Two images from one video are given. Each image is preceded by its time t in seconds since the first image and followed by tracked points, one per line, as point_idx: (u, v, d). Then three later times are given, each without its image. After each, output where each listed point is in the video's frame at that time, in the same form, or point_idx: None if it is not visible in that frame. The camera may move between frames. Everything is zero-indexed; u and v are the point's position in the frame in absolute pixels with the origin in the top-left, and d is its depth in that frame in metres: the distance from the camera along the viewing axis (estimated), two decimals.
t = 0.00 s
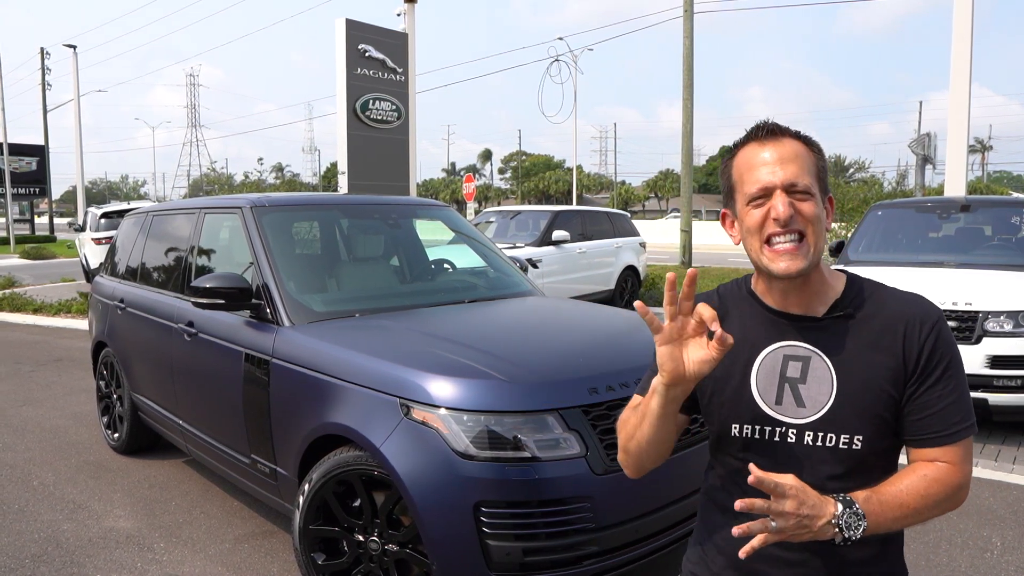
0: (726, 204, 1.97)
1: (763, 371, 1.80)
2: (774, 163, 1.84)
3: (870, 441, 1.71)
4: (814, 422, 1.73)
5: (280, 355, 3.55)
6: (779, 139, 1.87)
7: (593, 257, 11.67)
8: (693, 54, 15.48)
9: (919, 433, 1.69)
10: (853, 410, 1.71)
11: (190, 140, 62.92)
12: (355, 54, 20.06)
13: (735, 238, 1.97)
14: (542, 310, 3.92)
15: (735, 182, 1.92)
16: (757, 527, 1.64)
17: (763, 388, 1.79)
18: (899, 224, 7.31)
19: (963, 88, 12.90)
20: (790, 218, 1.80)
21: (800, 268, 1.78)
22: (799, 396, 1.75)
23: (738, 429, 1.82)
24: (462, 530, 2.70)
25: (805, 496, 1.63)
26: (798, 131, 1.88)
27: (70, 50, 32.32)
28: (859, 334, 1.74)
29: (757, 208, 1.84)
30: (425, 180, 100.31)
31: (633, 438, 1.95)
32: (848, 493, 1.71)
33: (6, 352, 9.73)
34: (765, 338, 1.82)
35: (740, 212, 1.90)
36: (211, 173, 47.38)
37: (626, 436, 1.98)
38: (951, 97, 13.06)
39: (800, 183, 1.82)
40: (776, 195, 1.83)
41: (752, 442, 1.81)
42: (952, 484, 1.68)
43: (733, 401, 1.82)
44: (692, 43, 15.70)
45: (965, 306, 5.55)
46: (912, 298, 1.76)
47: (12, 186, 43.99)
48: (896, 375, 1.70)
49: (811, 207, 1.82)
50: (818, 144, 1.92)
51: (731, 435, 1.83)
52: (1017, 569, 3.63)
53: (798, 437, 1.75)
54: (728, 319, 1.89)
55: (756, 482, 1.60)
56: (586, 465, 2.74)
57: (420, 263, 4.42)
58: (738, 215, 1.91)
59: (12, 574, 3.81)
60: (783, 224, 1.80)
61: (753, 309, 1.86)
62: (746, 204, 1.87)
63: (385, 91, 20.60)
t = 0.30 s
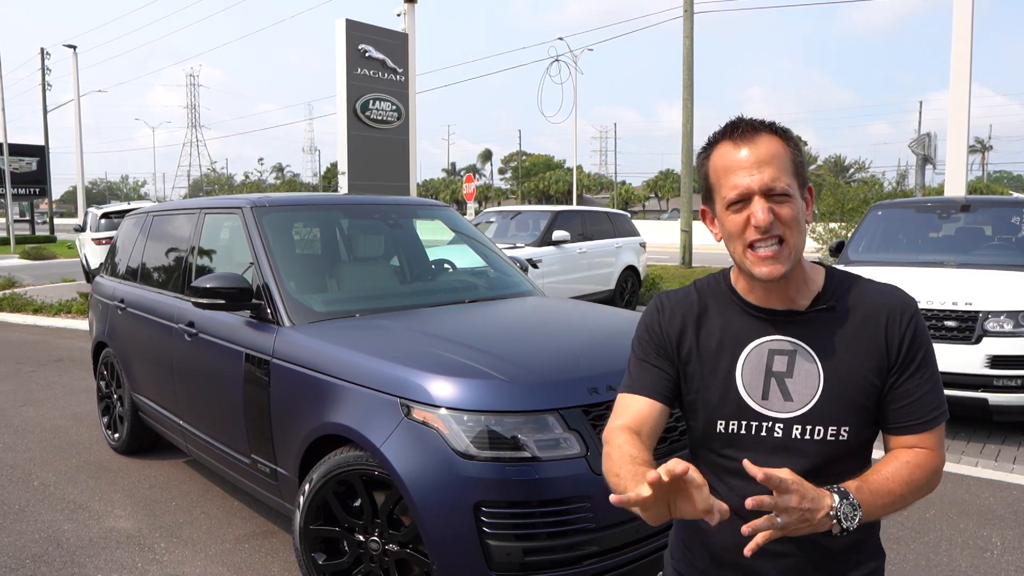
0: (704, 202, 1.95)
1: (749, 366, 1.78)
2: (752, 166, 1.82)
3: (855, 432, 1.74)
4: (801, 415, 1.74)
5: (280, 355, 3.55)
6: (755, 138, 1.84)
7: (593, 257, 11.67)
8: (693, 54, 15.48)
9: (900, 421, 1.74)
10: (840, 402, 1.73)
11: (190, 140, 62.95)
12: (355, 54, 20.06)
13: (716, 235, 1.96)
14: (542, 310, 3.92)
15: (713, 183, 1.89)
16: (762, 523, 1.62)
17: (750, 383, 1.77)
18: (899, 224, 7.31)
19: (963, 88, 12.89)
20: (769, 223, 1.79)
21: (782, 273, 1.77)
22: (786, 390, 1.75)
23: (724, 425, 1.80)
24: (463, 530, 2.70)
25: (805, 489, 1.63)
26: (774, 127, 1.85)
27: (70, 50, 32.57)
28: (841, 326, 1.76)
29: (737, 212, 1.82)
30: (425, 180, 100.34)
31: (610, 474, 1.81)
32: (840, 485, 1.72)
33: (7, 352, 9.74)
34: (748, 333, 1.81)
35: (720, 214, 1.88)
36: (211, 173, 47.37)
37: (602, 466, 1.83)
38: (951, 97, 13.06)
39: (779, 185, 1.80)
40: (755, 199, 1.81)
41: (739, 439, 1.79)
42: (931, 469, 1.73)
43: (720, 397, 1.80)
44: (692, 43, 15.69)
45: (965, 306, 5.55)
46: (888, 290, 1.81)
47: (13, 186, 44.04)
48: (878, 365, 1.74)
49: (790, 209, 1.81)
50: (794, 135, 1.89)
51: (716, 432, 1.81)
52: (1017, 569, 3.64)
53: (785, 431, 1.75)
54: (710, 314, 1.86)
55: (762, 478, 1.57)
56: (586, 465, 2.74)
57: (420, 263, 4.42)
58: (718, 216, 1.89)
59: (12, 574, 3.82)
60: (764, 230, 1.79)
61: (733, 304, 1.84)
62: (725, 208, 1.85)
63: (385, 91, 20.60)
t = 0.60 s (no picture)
0: (689, 213, 1.94)
1: (734, 373, 1.78)
2: (733, 178, 1.82)
3: (842, 437, 1.74)
4: (788, 422, 1.74)
5: (280, 356, 3.55)
6: (738, 149, 1.84)
7: (593, 257, 11.67)
8: (693, 54, 15.49)
9: (886, 425, 1.74)
10: (825, 408, 1.73)
11: (190, 140, 62.97)
12: (355, 54, 20.07)
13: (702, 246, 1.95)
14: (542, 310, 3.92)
15: (697, 194, 1.89)
16: (750, 532, 1.63)
17: (735, 391, 1.77)
18: (899, 224, 7.31)
19: (963, 88, 12.89)
20: (747, 237, 1.78)
21: (760, 287, 1.76)
22: (772, 397, 1.75)
23: (712, 433, 1.80)
24: (463, 530, 2.70)
25: (793, 496, 1.63)
26: (758, 138, 1.85)
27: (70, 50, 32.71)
28: (827, 332, 1.77)
29: (716, 225, 1.82)
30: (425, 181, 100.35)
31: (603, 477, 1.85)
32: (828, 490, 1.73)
33: (7, 352, 9.75)
34: (734, 339, 1.80)
35: (702, 225, 1.88)
36: (211, 173, 47.37)
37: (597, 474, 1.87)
38: (951, 97, 13.06)
39: (759, 199, 1.80)
40: (735, 213, 1.80)
41: (726, 446, 1.79)
42: (918, 472, 1.73)
43: (705, 403, 1.80)
44: (692, 43, 15.69)
45: (965, 306, 5.55)
46: (874, 293, 1.81)
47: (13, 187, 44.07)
48: (864, 370, 1.74)
49: (770, 224, 1.80)
50: (779, 147, 1.88)
51: (704, 439, 1.82)
52: (1017, 569, 3.64)
53: (772, 438, 1.75)
54: (693, 321, 1.86)
55: (751, 489, 1.58)
56: (586, 465, 2.74)
57: (420, 263, 4.42)
58: (700, 227, 1.89)
59: (12, 574, 3.82)
60: (742, 244, 1.78)
61: (716, 310, 1.84)
62: (706, 219, 1.85)
63: (385, 92, 20.60)
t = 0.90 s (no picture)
0: (686, 201, 1.94)
1: (725, 369, 1.78)
2: (737, 160, 1.83)
3: (833, 433, 1.74)
4: (779, 418, 1.74)
5: (280, 355, 3.54)
6: (740, 135, 1.87)
7: (593, 257, 11.66)
8: (693, 53, 15.48)
9: (877, 423, 1.76)
10: (817, 404, 1.73)
11: (190, 140, 62.96)
12: (355, 54, 20.06)
13: (695, 236, 1.94)
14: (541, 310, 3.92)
15: (696, 179, 1.90)
16: (740, 527, 1.62)
17: (726, 386, 1.77)
18: (899, 224, 7.30)
19: (963, 88, 12.89)
20: (756, 213, 1.78)
21: (768, 265, 1.76)
22: (763, 393, 1.75)
23: (701, 429, 1.79)
24: (463, 530, 2.70)
25: (783, 492, 1.63)
26: (757, 127, 1.89)
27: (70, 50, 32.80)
28: (818, 328, 1.78)
29: (722, 204, 1.82)
30: (425, 181, 100.36)
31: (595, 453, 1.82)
32: (819, 488, 1.74)
33: (7, 353, 9.75)
34: (726, 334, 1.80)
35: (702, 209, 1.88)
36: (211, 173, 47.36)
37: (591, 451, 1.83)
38: (951, 97, 13.05)
39: (764, 179, 1.82)
40: (742, 192, 1.81)
41: (716, 443, 1.78)
42: (907, 471, 1.75)
43: (696, 399, 1.79)
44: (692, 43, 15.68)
45: (965, 306, 5.55)
46: (863, 292, 1.83)
47: (13, 187, 44.06)
48: (855, 367, 1.75)
49: (774, 204, 1.82)
50: (775, 139, 1.93)
51: (694, 436, 1.80)
52: (1017, 569, 3.63)
53: (763, 434, 1.75)
54: (684, 316, 1.87)
55: (740, 480, 1.58)
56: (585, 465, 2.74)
57: (419, 263, 4.42)
58: (700, 212, 1.88)
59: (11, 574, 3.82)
60: (750, 221, 1.78)
61: (708, 307, 1.85)
62: (709, 201, 1.85)
63: (385, 92, 20.59)
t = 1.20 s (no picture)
0: (680, 200, 1.94)
1: (723, 369, 1.77)
2: (724, 163, 1.81)
3: (829, 431, 1.75)
4: (777, 417, 1.74)
5: (279, 354, 3.53)
6: (729, 136, 1.83)
7: (593, 257, 11.66)
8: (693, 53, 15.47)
9: (872, 420, 1.78)
10: (815, 403, 1.74)
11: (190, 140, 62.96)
12: (355, 54, 20.05)
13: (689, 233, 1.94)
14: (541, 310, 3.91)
15: (687, 179, 1.88)
16: (753, 530, 1.61)
17: (724, 386, 1.76)
18: (899, 224, 7.30)
19: (963, 88, 12.89)
20: (736, 220, 1.78)
21: (748, 273, 1.76)
22: (761, 392, 1.74)
23: (699, 429, 1.78)
24: (462, 530, 2.69)
25: (790, 493, 1.63)
26: (750, 125, 1.84)
27: (71, 50, 32.88)
28: (814, 327, 1.78)
29: (706, 208, 1.82)
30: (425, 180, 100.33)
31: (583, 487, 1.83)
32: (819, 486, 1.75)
33: (7, 353, 9.74)
34: (723, 334, 1.79)
35: (691, 211, 1.87)
36: (211, 173, 47.35)
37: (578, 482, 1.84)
38: (951, 97, 13.05)
39: (749, 183, 1.80)
40: (725, 197, 1.80)
41: (713, 442, 1.77)
42: (901, 465, 1.78)
43: (694, 399, 1.78)
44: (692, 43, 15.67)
45: (965, 306, 5.54)
46: (856, 290, 1.84)
47: (13, 186, 44.04)
48: (851, 365, 1.76)
49: (759, 208, 1.80)
50: (771, 137, 1.88)
51: (691, 436, 1.79)
52: (1017, 569, 3.63)
53: (761, 433, 1.74)
54: (680, 317, 1.84)
55: (753, 482, 1.57)
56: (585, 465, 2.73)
57: (419, 262, 4.41)
58: (690, 213, 1.88)
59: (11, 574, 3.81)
60: (731, 228, 1.78)
61: (703, 307, 1.83)
62: (696, 203, 1.85)
63: (385, 91, 20.58)
